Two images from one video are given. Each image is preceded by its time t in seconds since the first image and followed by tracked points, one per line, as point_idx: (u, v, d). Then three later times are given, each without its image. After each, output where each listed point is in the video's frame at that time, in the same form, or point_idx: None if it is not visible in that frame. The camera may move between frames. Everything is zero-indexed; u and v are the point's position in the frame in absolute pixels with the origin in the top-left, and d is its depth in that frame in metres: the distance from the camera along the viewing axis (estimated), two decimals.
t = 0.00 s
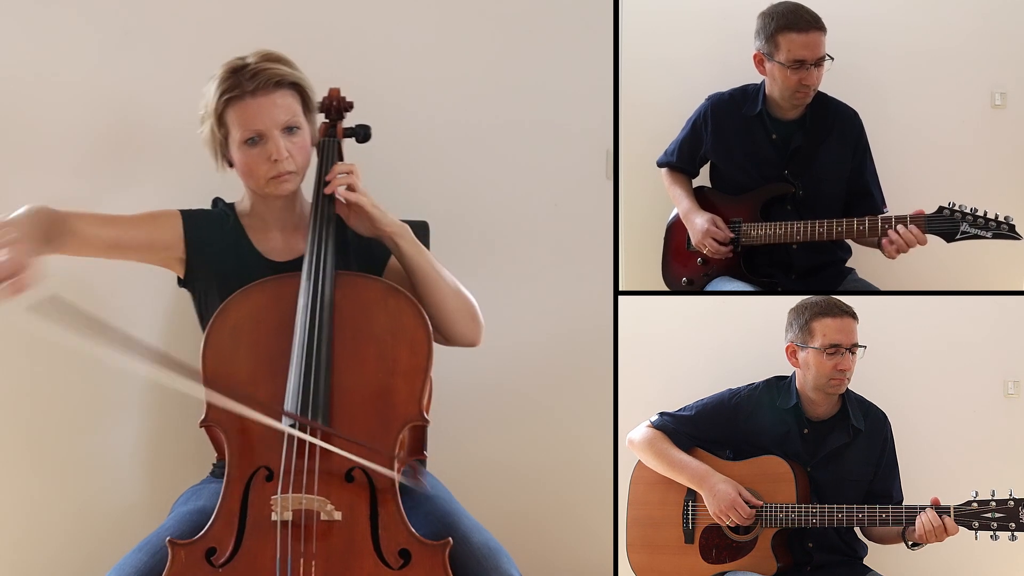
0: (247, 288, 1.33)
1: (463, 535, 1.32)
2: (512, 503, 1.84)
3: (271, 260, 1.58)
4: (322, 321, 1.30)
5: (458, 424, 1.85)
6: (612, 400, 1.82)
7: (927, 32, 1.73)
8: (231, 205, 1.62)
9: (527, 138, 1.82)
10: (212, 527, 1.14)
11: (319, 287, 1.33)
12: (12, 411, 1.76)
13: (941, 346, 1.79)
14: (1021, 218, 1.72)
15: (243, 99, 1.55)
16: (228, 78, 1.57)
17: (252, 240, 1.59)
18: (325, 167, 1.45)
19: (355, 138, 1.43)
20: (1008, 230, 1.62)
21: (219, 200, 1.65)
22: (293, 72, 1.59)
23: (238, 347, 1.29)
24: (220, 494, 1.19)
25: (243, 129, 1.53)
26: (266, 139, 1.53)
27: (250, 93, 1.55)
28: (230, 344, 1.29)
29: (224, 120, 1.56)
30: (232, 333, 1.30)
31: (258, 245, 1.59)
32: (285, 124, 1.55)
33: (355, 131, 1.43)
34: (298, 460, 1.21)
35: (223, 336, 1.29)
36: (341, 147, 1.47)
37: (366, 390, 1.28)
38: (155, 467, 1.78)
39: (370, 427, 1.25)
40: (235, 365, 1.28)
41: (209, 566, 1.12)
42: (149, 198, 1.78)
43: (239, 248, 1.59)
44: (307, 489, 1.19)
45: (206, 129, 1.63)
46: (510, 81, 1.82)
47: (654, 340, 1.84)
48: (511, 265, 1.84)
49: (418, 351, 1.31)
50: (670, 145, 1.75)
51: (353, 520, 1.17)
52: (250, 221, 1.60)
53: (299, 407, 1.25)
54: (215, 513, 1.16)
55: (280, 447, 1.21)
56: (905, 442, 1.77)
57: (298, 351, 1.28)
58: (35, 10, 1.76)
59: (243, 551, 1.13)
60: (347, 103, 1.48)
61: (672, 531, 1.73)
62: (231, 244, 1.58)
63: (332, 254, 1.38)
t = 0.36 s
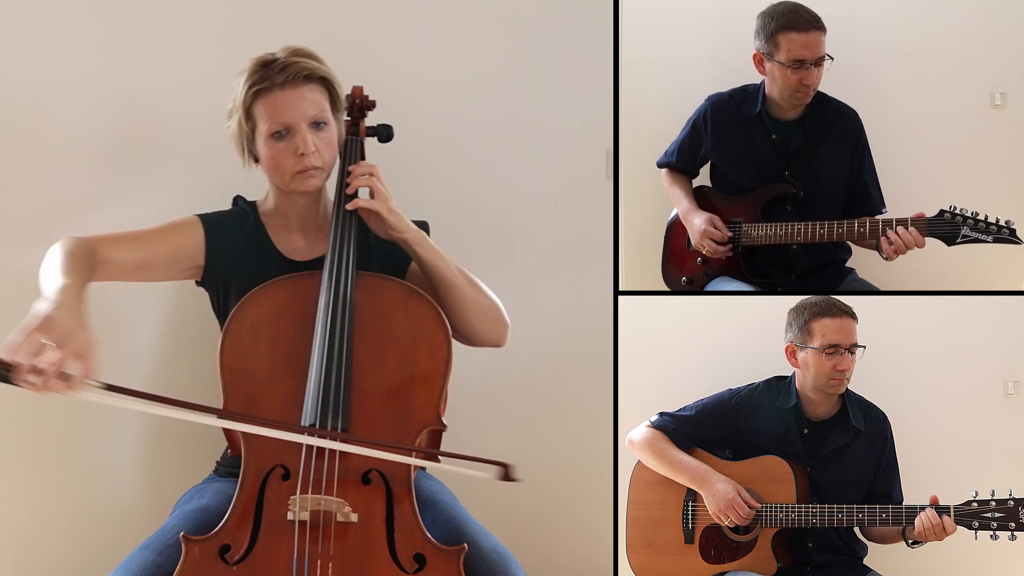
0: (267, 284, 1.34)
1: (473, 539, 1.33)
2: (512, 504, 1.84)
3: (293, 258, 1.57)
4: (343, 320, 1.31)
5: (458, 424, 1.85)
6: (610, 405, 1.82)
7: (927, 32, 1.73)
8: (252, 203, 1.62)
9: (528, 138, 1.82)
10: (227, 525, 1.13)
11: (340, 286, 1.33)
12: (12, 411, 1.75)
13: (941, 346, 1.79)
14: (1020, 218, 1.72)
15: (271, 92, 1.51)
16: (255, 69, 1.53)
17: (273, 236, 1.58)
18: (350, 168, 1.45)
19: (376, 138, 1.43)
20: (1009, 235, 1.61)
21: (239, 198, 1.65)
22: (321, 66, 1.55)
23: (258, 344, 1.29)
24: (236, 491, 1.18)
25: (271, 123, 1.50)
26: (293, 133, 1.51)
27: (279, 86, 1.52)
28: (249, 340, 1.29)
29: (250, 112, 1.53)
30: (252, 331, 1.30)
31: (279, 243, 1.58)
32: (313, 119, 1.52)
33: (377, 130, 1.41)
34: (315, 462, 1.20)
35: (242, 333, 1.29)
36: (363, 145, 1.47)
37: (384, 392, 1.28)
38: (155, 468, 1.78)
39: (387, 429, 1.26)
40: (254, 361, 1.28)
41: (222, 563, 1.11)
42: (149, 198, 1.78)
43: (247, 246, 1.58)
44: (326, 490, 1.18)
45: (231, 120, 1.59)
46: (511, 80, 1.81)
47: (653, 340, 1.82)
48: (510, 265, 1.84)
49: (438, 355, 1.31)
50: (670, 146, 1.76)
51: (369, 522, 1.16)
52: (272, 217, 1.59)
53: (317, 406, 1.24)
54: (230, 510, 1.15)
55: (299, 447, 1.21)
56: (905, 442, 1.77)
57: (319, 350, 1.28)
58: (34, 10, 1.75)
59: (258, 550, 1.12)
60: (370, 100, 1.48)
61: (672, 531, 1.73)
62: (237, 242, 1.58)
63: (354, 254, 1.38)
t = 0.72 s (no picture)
0: (291, 283, 1.33)
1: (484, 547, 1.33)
2: (512, 505, 1.84)
3: (315, 261, 1.57)
4: (369, 325, 1.31)
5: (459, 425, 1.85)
6: (610, 405, 1.83)
7: (927, 32, 1.72)
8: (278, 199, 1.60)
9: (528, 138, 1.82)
10: (246, 522, 1.13)
11: (367, 291, 1.34)
12: (11, 412, 1.74)
13: (942, 346, 1.78)
14: (1020, 218, 1.72)
15: (306, 105, 1.47)
16: (289, 78, 1.48)
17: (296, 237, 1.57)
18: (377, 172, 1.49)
19: (401, 144, 1.47)
20: (1009, 236, 1.61)
21: (263, 194, 1.63)
22: (358, 78, 1.51)
23: (282, 344, 1.28)
24: (254, 489, 1.17)
25: (303, 136, 1.46)
26: (327, 148, 1.47)
27: (314, 99, 1.47)
28: (272, 340, 1.28)
29: (282, 122, 1.48)
30: (276, 331, 1.28)
31: (304, 248, 1.57)
32: (347, 133, 1.48)
33: (403, 138, 1.45)
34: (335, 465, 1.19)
35: (265, 330, 1.28)
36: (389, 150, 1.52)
37: (407, 398, 1.29)
38: (157, 468, 1.78)
39: (409, 436, 1.27)
40: (276, 362, 1.26)
41: (240, 561, 1.10)
42: (149, 198, 1.77)
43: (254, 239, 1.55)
44: (350, 492, 1.18)
45: (261, 123, 1.55)
46: (511, 80, 1.81)
47: (653, 340, 1.81)
48: (510, 265, 1.84)
49: (461, 363, 1.34)
50: (670, 146, 1.76)
51: (390, 526, 1.17)
52: (296, 220, 1.59)
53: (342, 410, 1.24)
54: (250, 506, 1.14)
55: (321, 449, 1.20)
56: (905, 442, 1.77)
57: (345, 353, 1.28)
58: (31, 9, 1.74)
59: (277, 548, 1.12)
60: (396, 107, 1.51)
61: (673, 532, 1.73)
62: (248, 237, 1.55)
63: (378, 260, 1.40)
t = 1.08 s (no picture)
0: (296, 284, 1.34)
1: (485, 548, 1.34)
2: (513, 503, 1.82)
3: (320, 266, 1.61)
4: (373, 327, 1.33)
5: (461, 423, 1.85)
6: (611, 397, 1.82)
7: (927, 33, 1.73)
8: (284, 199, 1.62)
9: (528, 138, 1.82)
10: (250, 523, 1.13)
11: (370, 295, 1.36)
12: (12, 412, 1.74)
13: (941, 346, 1.79)
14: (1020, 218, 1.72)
15: (314, 118, 1.57)
16: (298, 90, 1.61)
17: (301, 239, 1.60)
18: (384, 177, 1.55)
19: (406, 147, 1.52)
20: (1009, 237, 1.61)
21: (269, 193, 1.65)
22: (367, 92, 1.58)
23: (287, 343, 1.31)
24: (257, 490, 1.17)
25: (310, 147, 1.55)
26: (333, 160, 1.56)
27: (322, 113, 1.56)
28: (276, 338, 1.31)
29: (291, 133, 1.59)
30: (280, 330, 1.31)
31: (311, 250, 1.60)
32: (355, 146, 1.55)
33: (409, 140, 1.52)
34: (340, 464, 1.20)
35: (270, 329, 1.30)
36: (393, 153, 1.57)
37: (411, 400, 1.31)
38: (157, 469, 1.77)
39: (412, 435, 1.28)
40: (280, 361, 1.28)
41: (244, 561, 1.10)
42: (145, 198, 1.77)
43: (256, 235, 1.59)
44: (353, 494, 1.19)
45: (271, 132, 1.67)
46: (511, 80, 1.81)
47: (654, 339, 1.81)
48: (510, 266, 1.84)
49: (464, 364, 1.35)
50: (671, 146, 1.76)
51: (393, 527, 1.17)
52: (302, 221, 1.61)
53: (347, 410, 1.26)
54: (253, 505, 1.14)
55: (326, 450, 1.21)
56: (906, 442, 1.77)
57: (349, 354, 1.30)
58: (32, 10, 1.74)
59: (281, 549, 1.12)
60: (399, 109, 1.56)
61: (673, 532, 1.73)
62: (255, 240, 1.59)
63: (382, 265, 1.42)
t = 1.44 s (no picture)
0: (286, 285, 1.33)
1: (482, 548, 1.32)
2: (513, 504, 1.84)
3: (310, 267, 1.57)
4: (364, 325, 1.32)
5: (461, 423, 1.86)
6: (611, 405, 1.83)
7: (927, 32, 1.72)
8: (273, 200, 1.58)
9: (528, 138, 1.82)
10: (243, 522, 1.12)
11: (361, 293, 1.35)
12: (10, 413, 1.74)
13: (941, 346, 1.79)
14: (1020, 218, 1.72)
15: (300, 132, 1.42)
16: (284, 101, 1.43)
17: (290, 240, 1.56)
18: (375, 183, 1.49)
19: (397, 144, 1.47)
20: (1009, 237, 1.61)
21: (258, 193, 1.62)
22: (355, 104, 1.45)
23: (275, 346, 1.29)
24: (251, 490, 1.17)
25: (297, 162, 1.43)
26: (320, 172, 1.44)
27: (309, 127, 1.42)
28: (268, 339, 1.29)
29: (276, 144, 1.45)
30: (270, 331, 1.29)
31: (300, 249, 1.56)
32: (343, 157, 1.45)
33: (399, 138, 1.46)
34: (333, 463, 1.20)
35: (261, 329, 1.29)
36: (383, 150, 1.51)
37: (403, 399, 1.29)
38: (156, 468, 1.77)
39: (402, 433, 1.26)
40: (272, 362, 1.27)
41: (237, 562, 1.09)
42: (145, 197, 1.77)
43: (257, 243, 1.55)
44: (345, 492, 1.18)
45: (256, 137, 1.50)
46: (511, 80, 1.81)
47: (653, 340, 1.82)
48: (510, 266, 1.84)
49: (456, 361, 1.33)
50: (670, 146, 1.76)
51: (385, 525, 1.16)
52: (292, 221, 1.57)
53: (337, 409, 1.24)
54: (246, 507, 1.14)
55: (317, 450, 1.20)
56: (905, 442, 1.77)
57: (340, 354, 1.28)
58: (30, 10, 1.74)
59: (274, 549, 1.11)
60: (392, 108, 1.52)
61: (673, 532, 1.73)
62: (252, 240, 1.55)
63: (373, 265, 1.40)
